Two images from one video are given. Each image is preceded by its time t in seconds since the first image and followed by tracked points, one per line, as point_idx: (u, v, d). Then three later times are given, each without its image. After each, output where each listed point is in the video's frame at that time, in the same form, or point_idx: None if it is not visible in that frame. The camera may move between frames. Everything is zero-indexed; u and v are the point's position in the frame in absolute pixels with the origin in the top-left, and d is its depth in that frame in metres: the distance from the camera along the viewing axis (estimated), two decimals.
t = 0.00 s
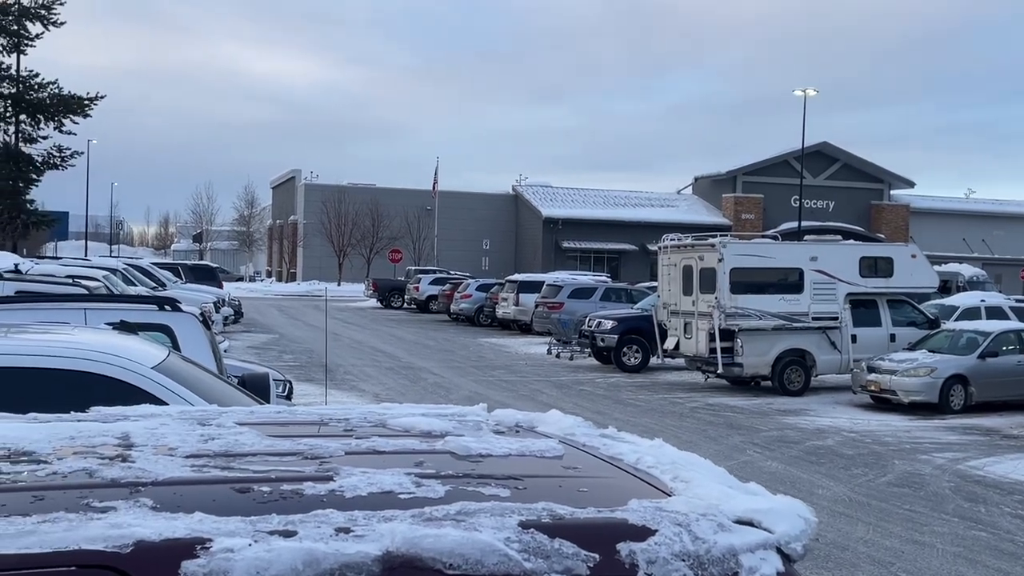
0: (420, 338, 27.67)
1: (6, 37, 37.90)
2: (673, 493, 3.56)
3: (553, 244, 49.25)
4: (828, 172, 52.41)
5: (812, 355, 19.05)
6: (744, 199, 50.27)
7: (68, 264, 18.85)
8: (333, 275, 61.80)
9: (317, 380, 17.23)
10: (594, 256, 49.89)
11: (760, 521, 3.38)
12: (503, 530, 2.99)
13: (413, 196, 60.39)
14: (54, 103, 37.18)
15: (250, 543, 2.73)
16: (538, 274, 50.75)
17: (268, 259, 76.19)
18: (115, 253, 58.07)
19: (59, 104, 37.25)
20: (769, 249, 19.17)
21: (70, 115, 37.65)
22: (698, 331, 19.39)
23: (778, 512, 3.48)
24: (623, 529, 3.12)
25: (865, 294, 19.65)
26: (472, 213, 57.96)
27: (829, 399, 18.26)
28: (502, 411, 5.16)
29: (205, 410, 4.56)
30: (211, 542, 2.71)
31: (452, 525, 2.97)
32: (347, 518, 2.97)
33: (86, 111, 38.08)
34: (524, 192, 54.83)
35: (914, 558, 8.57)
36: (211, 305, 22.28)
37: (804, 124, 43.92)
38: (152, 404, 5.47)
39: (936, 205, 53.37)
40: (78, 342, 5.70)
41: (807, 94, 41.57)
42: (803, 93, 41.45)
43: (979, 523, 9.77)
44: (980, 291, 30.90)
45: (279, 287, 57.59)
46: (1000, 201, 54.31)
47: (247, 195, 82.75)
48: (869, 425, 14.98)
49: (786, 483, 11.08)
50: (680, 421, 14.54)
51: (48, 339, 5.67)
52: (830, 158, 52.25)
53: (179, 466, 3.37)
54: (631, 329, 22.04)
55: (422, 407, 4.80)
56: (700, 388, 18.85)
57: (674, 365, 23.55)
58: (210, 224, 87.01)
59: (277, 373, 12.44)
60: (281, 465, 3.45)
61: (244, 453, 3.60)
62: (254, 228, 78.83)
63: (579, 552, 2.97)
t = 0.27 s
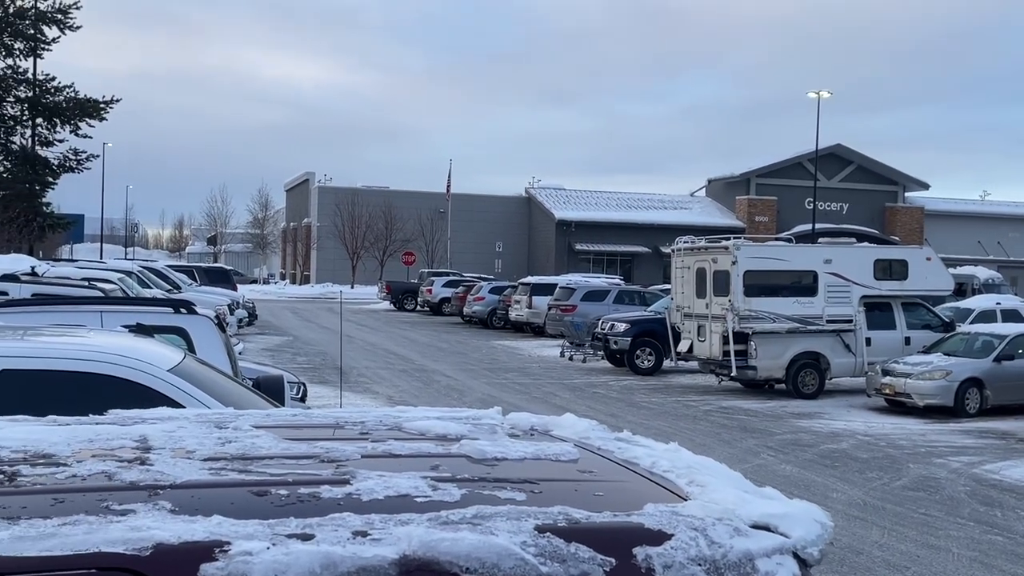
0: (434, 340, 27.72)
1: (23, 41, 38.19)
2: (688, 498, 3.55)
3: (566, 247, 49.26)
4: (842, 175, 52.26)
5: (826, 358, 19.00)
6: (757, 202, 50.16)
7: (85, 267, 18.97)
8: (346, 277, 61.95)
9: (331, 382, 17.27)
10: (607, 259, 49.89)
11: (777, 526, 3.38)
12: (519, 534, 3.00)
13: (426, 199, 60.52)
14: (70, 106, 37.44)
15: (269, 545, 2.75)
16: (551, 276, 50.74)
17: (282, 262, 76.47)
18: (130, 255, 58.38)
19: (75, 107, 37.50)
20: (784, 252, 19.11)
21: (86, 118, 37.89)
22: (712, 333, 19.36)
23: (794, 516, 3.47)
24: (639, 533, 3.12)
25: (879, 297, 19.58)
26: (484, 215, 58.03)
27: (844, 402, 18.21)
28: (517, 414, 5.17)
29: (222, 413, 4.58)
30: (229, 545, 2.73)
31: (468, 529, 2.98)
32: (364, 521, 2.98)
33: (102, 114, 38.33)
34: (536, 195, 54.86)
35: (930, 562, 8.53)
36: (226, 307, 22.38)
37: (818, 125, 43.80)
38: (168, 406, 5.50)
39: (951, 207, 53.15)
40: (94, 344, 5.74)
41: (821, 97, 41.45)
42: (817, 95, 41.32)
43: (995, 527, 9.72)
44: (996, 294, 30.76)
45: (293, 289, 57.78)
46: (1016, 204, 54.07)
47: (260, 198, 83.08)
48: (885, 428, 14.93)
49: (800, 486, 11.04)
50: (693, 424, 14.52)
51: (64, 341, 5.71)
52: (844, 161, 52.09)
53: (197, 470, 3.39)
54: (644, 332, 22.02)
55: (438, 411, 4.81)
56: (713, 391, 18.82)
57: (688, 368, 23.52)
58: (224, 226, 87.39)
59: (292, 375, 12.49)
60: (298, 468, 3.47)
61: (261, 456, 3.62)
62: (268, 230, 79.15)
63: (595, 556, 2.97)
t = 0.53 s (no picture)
0: (440, 344, 27.72)
1: (31, 45, 38.33)
2: (696, 503, 3.54)
3: (572, 250, 49.25)
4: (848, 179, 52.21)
5: (833, 362, 18.96)
6: (764, 206, 50.11)
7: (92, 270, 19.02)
8: (352, 280, 62.00)
9: (338, 385, 17.28)
10: (613, 263, 49.88)
11: (786, 531, 3.37)
12: (527, 538, 2.99)
13: (432, 202, 60.58)
14: (78, 109, 37.57)
15: (275, 549, 2.74)
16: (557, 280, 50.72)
17: (288, 265, 76.58)
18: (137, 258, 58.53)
19: (82, 111, 37.64)
20: (790, 256, 19.08)
21: (93, 121, 38.02)
22: (718, 337, 19.33)
23: (802, 522, 3.46)
24: (647, 538, 3.11)
25: (886, 301, 19.55)
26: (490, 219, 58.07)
27: (850, 407, 18.17)
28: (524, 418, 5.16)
29: (229, 416, 4.58)
30: (236, 549, 2.72)
31: (476, 534, 2.97)
32: (371, 525, 2.97)
33: (109, 117, 38.45)
34: (542, 199, 54.88)
35: (937, 568, 8.49)
36: (233, 311, 22.40)
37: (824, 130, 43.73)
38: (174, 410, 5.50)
39: (959, 211, 53.08)
40: (100, 348, 5.74)
41: (828, 100, 41.37)
42: (823, 99, 41.26)
43: (1003, 533, 9.67)
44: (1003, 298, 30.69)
45: (299, 292, 57.86)
46: None
47: (267, 201, 83.24)
48: (892, 432, 14.89)
49: (807, 491, 11.02)
50: (700, 428, 14.49)
51: (72, 344, 5.72)
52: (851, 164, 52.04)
53: (205, 473, 3.39)
54: (650, 336, 21.99)
55: (446, 415, 4.81)
56: (720, 395, 18.80)
57: (694, 372, 23.49)
58: (230, 229, 87.57)
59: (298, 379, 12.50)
60: (306, 472, 3.47)
61: (269, 460, 3.62)
62: (274, 234, 79.29)
63: (603, 561, 2.96)
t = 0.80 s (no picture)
0: (439, 347, 27.70)
1: (31, 48, 38.35)
2: (697, 508, 3.54)
3: (572, 254, 49.16)
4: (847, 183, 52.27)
5: (832, 366, 18.97)
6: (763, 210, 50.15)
7: (90, 272, 19.01)
8: (351, 284, 61.99)
9: (337, 388, 17.28)
10: (612, 266, 49.91)
11: (787, 536, 3.36)
12: (528, 543, 2.98)
13: (431, 206, 60.61)
14: (78, 112, 37.60)
15: (276, 554, 2.73)
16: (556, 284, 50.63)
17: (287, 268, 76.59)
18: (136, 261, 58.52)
19: (82, 114, 37.66)
20: (789, 260, 19.08)
21: (93, 124, 38.02)
22: (717, 342, 19.32)
23: (803, 527, 3.45)
24: (648, 544, 3.10)
25: (885, 305, 19.55)
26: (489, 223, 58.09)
27: (849, 411, 18.16)
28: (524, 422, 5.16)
29: (229, 421, 4.57)
30: (237, 553, 2.72)
31: (477, 539, 2.96)
32: (372, 530, 2.97)
33: (109, 120, 38.47)
34: (541, 203, 54.89)
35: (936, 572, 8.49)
36: (231, 314, 22.40)
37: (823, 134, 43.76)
38: (173, 414, 5.48)
39: (958, 215, 53.15)
40: (97, 351, 5.73)
41: (826, 104, 41.37)
42: (822, 103, 41.29)
43: (1001, 537, 9.67)
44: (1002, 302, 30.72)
45: (298, 296, 57.87)
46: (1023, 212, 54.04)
47: (266, 204, 83.28)
48: (891, 437, 14.88)
49: (806, 495, 11.01)
50: (699, 432, 14.49)
51: (70, 348, 5.71)
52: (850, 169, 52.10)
53: (205, 478, 3.38)
54: (649, 340, 21.98)
55: (446, 419, 4.80)
56: (719, 399, 18.80)
57: (693, 376, 23.49)
58: (230, 232, 87.59)
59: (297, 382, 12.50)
60: (306, 476, 3.46)
61: (268, 464, 3.61)
62: (273, 237, 79.29)
63: (605, 566, 2.95)
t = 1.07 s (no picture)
0: (431, 351, 27.66)
1: (21, 50, 38.19)
2: (690, 513, 3.55)
3: (564, 257, 49.38)
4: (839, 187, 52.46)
5: (823, 370, 19.02)
6: (754, 213, 50.28)
7: (82, 276, 18.94)
8: (343, 287, 61.90)
9: (328, 392, 17.23)
10: (604, 270, 49.98)
11: (779, 541, 3.37)
12: (522, 549, 2.99)
13: (423, 209, 60.57)
14: (69, 115, 37.46)
15: (269, 561, 2.73)
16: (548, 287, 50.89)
17: (279, 271, 76.42)
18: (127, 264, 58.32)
19: (73, 116, 37.52)
20: (781, 264, 19.12)
21: (84, 126, 37.87)
22: (709, 345, 19.35)
23: (796, 533, 3.46)
24: (641, 549, 3.11)
25: (876, 309, 19.60)
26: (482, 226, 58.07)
27: (841, 415, 18.22)
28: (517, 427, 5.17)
29: (221, 425, 4.56)
30: (231, 560, 2.71)
31: (470, 544, 2.97)
32: (365, 537, 2.96)
33: (100, 123, 38.34)
34: (534, 206, 54.88)
35: None
36: (224, 317, 22.34)
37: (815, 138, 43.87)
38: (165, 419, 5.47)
39: (948, 219, 53.43)
40: (89, 355, 5.71)
41: (818, 108, 41.47)
42: (813, 107, 41.39)
43: (992, 541, 9.71)
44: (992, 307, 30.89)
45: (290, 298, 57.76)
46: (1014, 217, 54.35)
47: (258, 207, 83.10)
48: (882, 441, 14.93)
49: (798, 499, 11.04)
50: (691, 436, 14.50)
51: (63, 351, 5.70)
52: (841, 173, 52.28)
53: (199, 484, 3.37)
54: (641, 343, 22.00)
55: (439, 424, 4.81)
56: (710, 403, 18.83)
57: (685, 379, 23.52)
58: (222, 235, 87.36)
59: (290, 386, 12.46)
60: (299, 482, 3.46)
61: (261, 470, 3.60)
62: (265, 240, 79.09)
63: (597, 572, 2.95)
